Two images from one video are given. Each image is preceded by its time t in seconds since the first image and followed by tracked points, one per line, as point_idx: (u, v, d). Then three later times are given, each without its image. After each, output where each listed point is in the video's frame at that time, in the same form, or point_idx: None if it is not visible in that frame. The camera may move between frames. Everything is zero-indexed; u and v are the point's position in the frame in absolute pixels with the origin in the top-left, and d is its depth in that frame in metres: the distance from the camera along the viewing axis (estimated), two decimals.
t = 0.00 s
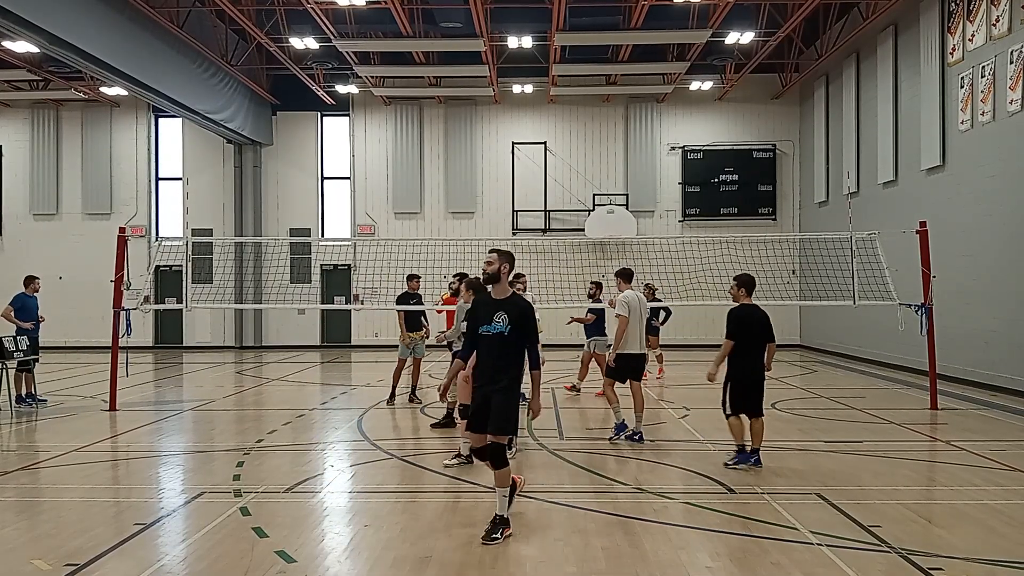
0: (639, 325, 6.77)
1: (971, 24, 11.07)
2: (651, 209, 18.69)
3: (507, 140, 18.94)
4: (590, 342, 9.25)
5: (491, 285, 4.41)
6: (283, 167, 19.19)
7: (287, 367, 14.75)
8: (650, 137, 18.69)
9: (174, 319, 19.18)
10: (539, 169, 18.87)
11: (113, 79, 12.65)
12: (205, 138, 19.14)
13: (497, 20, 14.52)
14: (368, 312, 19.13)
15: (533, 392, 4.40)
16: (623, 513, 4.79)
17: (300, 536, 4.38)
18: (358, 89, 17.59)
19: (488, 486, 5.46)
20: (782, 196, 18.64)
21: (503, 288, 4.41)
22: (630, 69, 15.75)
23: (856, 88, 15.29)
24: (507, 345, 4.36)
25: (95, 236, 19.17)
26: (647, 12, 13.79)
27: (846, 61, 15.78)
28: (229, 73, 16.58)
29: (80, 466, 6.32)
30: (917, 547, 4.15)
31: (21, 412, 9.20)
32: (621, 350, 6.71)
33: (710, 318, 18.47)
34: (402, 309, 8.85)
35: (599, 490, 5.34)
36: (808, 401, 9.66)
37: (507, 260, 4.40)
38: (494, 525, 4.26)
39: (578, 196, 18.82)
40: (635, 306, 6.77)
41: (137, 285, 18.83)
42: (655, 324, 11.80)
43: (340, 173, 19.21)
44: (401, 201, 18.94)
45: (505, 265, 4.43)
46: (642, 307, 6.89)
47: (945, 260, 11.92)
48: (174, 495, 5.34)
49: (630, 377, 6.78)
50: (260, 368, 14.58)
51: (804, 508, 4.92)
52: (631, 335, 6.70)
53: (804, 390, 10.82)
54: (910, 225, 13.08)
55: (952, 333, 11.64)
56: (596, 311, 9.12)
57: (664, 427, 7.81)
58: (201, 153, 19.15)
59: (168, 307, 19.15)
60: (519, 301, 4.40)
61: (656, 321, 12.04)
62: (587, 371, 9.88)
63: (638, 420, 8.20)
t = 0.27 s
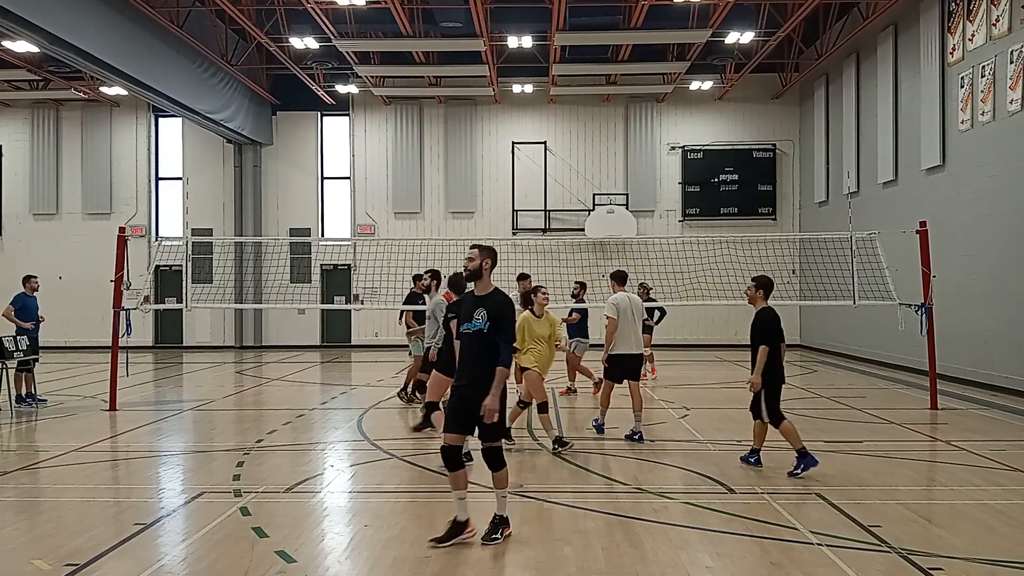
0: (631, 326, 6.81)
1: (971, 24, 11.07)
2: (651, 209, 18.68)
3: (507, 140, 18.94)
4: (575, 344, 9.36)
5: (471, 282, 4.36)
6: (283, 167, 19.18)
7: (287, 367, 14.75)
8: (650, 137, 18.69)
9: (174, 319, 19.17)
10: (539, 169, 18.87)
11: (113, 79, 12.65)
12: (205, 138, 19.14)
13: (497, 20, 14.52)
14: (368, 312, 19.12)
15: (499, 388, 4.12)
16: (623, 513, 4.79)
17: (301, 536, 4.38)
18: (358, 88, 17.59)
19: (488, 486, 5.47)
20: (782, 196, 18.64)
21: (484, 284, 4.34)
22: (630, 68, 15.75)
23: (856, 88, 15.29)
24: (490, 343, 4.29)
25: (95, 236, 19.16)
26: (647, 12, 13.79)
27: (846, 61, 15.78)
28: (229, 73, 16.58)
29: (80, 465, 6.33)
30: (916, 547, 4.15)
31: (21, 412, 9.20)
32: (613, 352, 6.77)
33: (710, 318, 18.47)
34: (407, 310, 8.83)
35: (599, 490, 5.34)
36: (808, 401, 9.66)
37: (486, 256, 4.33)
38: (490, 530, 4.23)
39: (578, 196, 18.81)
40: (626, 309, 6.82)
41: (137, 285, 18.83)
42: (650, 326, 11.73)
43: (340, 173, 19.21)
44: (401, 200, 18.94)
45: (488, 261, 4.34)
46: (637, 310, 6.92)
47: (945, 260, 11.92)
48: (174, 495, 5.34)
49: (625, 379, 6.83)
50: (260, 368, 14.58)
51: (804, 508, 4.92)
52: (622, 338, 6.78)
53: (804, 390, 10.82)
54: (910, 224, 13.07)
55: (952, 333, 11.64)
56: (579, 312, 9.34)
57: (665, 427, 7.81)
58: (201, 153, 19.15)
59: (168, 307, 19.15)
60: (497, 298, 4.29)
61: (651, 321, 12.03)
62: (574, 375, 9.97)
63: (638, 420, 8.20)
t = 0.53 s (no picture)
0: (619, 323, 7.08)
1: (971, 24, 11.07)
2: (651, 209, 18.68)
3: (507, 140, 18.94)
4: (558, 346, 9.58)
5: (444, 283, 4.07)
6: (283, 167, 19.18)
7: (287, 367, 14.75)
8: (650, 136, 18.69)
9: (174, 319, 19.17)
10: (539, 169, 18.86)
11: (113, 79, 12.66)
12: (205, 138, 19.14)
13: (497, 20, 14.51)
14: (368, 312, 19.12)
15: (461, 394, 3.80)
16: (623, 513, 4.78)
17: (301, 536, 4.37)
18: (358, 88, 17.59)
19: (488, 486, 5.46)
20: (782, 196, 18.64)
21: (460, 287, 4.02)
22: (630, 68, 15.75)
23: (856, 88, 15.29)
24: (464, 348, 4.00)
25: (95, 236, 19.16)
26: (647, 12, 13.79)
27: (846, 61, 15.78)
28: (229, 73, 16.58)
29: (80, 465, 6.32)
30: (917, 547, 4.14)
31: (21, 412, 9.20)
32: (603, 350, 7.09)
33: (711, 317, 18.47)
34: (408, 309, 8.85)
35: (599, 490, 5.33)
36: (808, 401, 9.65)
37: (461, 257, 4.01)
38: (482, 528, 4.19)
39: (578, 196, 18.81)
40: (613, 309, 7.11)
41: (137, 285, 18.83)
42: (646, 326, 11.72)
43: (340, 173, 19.21)
44: (401, 200, 18.94)
45: (464, 263, 4.02)
46: (624, 307, 7.19)
47: (945, 260, 11.92)
48: (174, 495, 5.34)
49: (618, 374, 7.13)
50: (260, 368, 14.57)
51: (804, 508, 4.91)
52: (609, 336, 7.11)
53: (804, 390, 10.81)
54: (910, 224, 13.08)
55: (951, 333, 11.64)
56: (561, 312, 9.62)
57: (665, 427, 7.81)
58: (201, 153, 19.15)
59: (168, 307, 19.14)
60: (469, 301, 3.98)
61: (647, 321, 12.02)
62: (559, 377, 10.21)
63: (638, 420, 8.19)
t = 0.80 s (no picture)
0: (623, 323, 7.36)
1: (971, 24, 11.07)
2: (651, 209, 18.69)
3: (507, 140, 18.94)
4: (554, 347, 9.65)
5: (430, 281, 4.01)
6: (283, 167, 19.19)
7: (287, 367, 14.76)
8: (650, 137, 18.69)
9: (174, 318, 19.17)
10: (539, 169, 18.87)
11: (114, 79, 12.66)
12: (205, 138, 19.14)
13: (497, 20, 14.51)
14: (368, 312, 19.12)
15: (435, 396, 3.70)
16: (622, 513, 4.79)
17: (301, 536, 4.38)
18: (358, 88, 17.58)
19: (488, 486, 5.47)
20: (782, 196, 18.64)
21: (444, 285, 3.95)
22: (630, 68, 15.75)
23: (856, 88, 15.29)
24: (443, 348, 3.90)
25: (95, 236, 19.17)
26: (647, 12, 13.80)
27: (846, 61, 15.78)
28: (229, 73, 16.58)
29: (80, 465, 6.33)
30: (916, 547, 4.15)
31: (22, 412, 9.20)
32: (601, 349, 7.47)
33: (711, 317, 18.47)
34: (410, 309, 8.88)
35: (599, 490, 5.34)
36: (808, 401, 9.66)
37: (445, 254, 3.93)
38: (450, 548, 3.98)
39: (578, 196, 18.82)
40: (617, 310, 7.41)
41: (137, 285, 18.84)
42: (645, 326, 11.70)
43: (340, 173, 19.22)
44: (401, 200, 18.94)
45: (448, 260, 3.94)
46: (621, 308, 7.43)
47: (945, 260, 11.92)
48: (174, 495, 5.34)
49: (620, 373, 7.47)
50: (260, 368, 14.58)
51: (804, 508, 4.91)
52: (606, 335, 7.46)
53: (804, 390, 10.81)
54: (910, 224, 13.08)
55: (951, 333, 11.65)
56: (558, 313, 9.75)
57: (664, 427, 7.82)
58: (201, 153, 19.15)
59: (168, 307, 19.14)
60: (450, 297, 3.85)
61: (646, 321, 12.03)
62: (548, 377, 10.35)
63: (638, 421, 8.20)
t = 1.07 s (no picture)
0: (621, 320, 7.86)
1: (971, 24, 11.07)
2: (651, 209, 18.69)
3: (507, 140, 18.94)
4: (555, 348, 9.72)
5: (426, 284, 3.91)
6: (283, 167, 19.18)
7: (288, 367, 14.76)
8: (650, 137, 18.69)
9: (174, 318, 19.18)
10: (539, 169, 18.87)
11: (114, 79, 12.66)
12: (205, 138, 19.14)
13: (497, 20, 14.51)
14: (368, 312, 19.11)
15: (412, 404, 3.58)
16: (623, 513, 4.79)
17: (301, 536, 4.37)
18: (358, 89, 17.58)
19: (488, 486, 5.47)
20: (782, 196, 18.64)
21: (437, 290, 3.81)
22: (630, 68, 15.75)
23: (856, 88, 15.29)
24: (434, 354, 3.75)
25: (95, 236, 19.16)
26: (647, 12, 13.80)
27: (846, 61, 15.78)
28: (229, 73, 16.58)
29: (80, 465, 6.32)
30: (916, 547, 4.14)
31: (22, 412, 9.20)
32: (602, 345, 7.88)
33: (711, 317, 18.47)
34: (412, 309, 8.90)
35: (599, 490, 5.34)
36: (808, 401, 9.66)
37: (434, 256, 3.82)
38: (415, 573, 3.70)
39: (578, 196, 18.82)
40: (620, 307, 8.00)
41: (137, 285, 18.84)
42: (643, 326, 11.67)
43: (340, 173, 19.22)
44: (401, 201, 18.94)
45: (438, 263, 3.81)
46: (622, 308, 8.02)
47: (945, 260, 11.92)
48: (174, 495, 5.34)
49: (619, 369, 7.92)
50: (260, 368, 14.58)
51: (805, 508, 4.91)
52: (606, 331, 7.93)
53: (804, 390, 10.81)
54: (910, 224, 13.08)
55: (951, 333, 11.65)
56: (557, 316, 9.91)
57: (664, 427, 7.81)
58: (201, 153, 19.15)
59: (168, 307, 19.14)
60: (435, 300, 3.70)
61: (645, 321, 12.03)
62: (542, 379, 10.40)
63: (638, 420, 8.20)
